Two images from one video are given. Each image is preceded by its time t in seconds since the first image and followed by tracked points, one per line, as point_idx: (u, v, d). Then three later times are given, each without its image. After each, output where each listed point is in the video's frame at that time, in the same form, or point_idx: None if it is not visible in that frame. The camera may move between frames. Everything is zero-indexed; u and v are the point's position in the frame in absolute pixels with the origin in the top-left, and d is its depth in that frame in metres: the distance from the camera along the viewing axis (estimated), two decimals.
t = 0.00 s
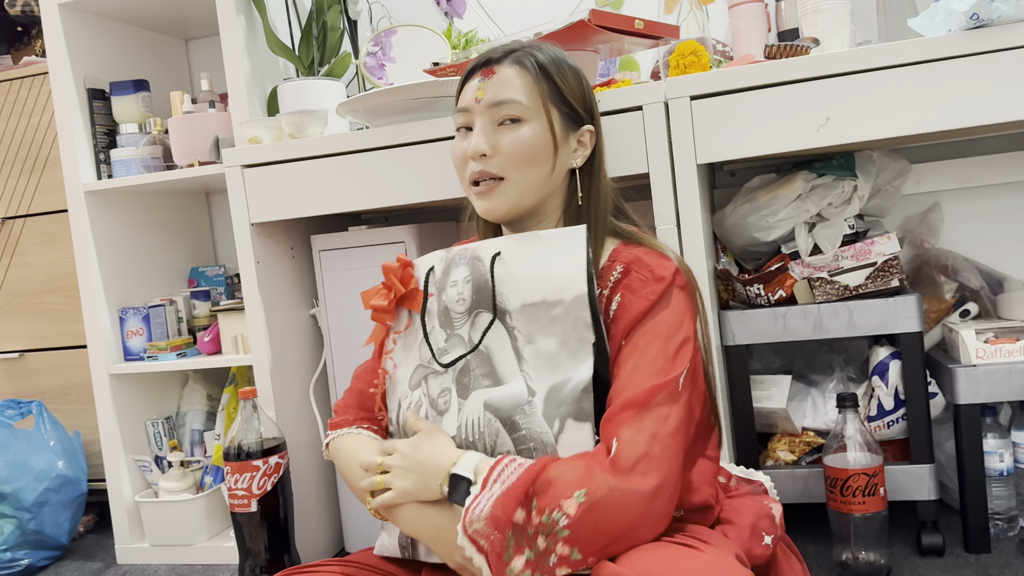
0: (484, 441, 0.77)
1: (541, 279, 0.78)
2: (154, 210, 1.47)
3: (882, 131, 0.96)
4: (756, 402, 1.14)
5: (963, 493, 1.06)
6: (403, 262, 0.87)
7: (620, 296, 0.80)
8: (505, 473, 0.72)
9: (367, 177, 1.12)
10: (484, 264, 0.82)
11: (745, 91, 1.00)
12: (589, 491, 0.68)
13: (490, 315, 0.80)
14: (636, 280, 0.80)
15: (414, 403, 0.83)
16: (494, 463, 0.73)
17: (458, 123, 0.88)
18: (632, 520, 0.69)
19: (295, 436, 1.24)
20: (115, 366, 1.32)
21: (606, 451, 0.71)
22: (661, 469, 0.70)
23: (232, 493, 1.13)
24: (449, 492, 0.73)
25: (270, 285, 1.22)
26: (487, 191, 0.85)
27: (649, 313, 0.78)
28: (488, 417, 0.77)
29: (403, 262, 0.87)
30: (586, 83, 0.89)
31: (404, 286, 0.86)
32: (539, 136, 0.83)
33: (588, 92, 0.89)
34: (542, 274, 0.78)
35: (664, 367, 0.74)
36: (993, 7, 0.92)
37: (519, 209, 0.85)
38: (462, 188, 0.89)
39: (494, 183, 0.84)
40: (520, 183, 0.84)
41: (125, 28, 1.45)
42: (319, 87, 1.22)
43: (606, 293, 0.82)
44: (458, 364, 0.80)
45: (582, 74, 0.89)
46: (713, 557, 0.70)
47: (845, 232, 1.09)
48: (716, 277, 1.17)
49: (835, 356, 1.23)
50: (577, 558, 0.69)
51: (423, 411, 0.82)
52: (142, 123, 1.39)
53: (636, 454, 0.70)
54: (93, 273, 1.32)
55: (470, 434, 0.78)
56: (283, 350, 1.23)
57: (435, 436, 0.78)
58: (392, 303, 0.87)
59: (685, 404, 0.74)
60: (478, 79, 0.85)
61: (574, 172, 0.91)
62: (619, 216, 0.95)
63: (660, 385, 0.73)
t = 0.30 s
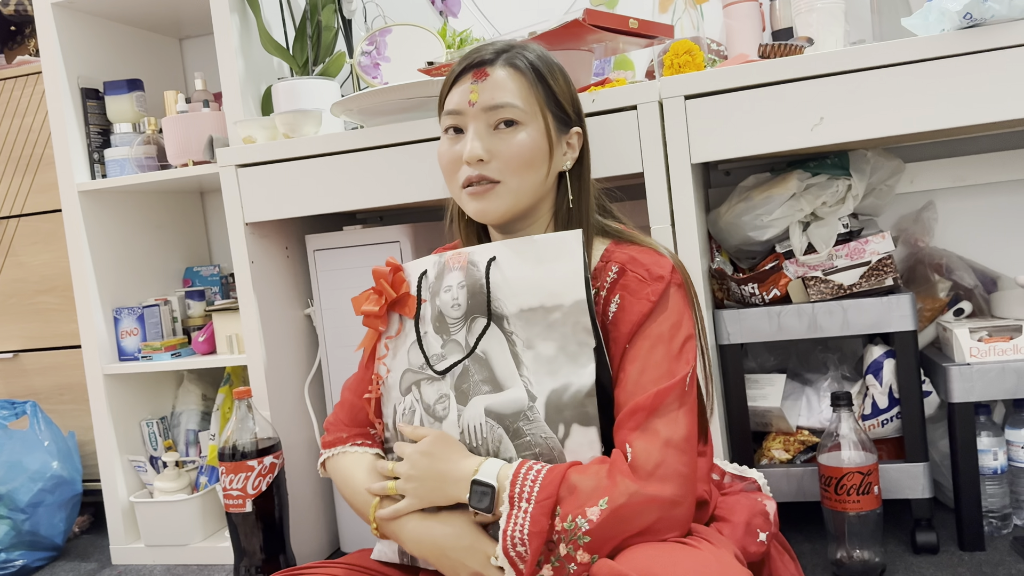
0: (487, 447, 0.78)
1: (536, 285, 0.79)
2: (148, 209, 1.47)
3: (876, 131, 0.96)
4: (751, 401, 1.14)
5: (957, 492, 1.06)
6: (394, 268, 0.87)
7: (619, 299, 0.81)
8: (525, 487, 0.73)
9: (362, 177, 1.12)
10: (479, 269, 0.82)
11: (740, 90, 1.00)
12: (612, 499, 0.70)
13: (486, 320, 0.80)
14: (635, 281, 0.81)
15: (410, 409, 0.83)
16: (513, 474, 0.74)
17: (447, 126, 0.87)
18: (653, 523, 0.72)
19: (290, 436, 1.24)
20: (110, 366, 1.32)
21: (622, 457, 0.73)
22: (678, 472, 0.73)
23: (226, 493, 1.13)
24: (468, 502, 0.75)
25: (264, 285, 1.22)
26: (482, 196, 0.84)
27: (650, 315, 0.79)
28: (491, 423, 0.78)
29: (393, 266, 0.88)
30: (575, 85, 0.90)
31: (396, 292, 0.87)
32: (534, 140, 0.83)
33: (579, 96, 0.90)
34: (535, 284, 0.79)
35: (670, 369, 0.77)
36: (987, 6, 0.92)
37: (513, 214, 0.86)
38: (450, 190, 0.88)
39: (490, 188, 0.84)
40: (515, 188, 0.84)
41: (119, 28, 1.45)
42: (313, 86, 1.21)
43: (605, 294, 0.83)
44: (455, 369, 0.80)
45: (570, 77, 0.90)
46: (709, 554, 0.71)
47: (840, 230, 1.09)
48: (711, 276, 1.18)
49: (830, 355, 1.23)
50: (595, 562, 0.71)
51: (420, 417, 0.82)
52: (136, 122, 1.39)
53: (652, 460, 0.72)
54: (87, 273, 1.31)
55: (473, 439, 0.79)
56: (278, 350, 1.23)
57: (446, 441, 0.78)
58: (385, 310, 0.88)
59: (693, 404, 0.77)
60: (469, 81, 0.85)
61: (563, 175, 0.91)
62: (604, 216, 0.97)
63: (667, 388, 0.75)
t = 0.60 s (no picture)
0: (483, 445, 0.78)
1: (530, 285, 0.79)
2: (141, 208, 1.46)
3: (868, 130, 0.96)
4: (744, 400, 1.14)
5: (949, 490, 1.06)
6: (391, 269, 0.87)
7: (612, 300, 0.81)
8: (516, 484, 0.73)
9: (354, 176, 1.12)
10: (471, 270, 0.82)
11: (733, 89, 1.00)
12: (602, 498, 0.70)
13: (479, 320, 0.80)
14: (627, 282, 0.81)
15: (405, 409, 0.83)
16: (505, 471, 0.74)
17: (437, 133, 0.87)
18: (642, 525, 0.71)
19: (283, 435, 1.24)
20: (102, 365, 1.31)
21: (612, 458, 0.73)
22: (668, 475, 0.73)
23: (219, 493, 1.12)
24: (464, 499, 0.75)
25: (257, 283, 1.21)
26: (477, 204, 0.85)
27: (643, 316, 0.79)
28: (485, 423, 0.78)
29: (388, 266, 0.87)
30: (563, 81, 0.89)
31: (391, 292, 0.86)
32: (525, 143, 0.83)
33: (566, 91, 0.90)
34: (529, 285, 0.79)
35: (662, 372, 0.77)
36: (979, 5, 0.92)
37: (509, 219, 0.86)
38: (444, 198, 0.88)
39: (485, 196, 0.84)
40: (509, 195, 0.84)
41: (111, 25, 1.44)
42: (306, 84, 1.21)
43: (597, 296, 0.83)
44: (448, 370, 0.80)
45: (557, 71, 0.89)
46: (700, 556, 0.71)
47: (832, 229, 1.10)
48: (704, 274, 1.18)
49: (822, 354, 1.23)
50: (584, 562, 0.71)
51: (415, 416, 0.82)
52: (128, 120, 1.39)
53: (642, 462, 0.72)
54: (80, 271, 1.31)
55: (470, 439, 0.79)
56: (271, 349, 1.23)
57: (444, 437, 0.78)
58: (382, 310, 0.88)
59: (684, 406, 0.76)
60: (456, 87, 0.84)
61: (556, 174, 0.91)
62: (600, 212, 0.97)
63: (658, 390, 0.75)
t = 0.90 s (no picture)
0: (483, 435, 0.78)
1: (532, 280, 0.79)
2: (133, 201, 1.45)
3: (864, 124, 0.96)
4: (739, 394, 1.14)
5: (943, 486, 1.06)
6: (394, 257, 0.86)
7: (615, 293, 0.81)
8: (518, 473, 0.72)
9: (348, 169, 1.11)
10: (477, 260, 0.82)
11: (729, 83, 0.99)
12: (602, 488, 0.70)
13: (483, 311, 0.80)
14: (631, 275, 0.80)
15: (404, 399, 0.82)
16: (506, 462, 0.73)
17: (435, 135, 0.86)
18: (642, 517, 0.71)
19: (276, 430, 1.23)
20: (94, 360, 1.30)
21: (614, 450, 0.73)
22: (668, 468, 0.72)
23: (211, 488, 1.12)
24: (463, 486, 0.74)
25: (250, 277, 1.21)
26: (481, 205, 0.84)
27: (646, 309, 0.79)
28: (487, 412, 0.78)
29: (393, 256, 0.87)
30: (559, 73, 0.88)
31: (393, 281, 0.86)
32: (525, 139, 0.83)
33: (562, 81, 0.89)
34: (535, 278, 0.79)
35: (664, 365, 0.76)
36: None
37: (514, 217, 0.86)
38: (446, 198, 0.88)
39: (488, 197, 0.84)
40: (512, 194, 0.84)
41: (103, 18, 1.43)
42: (299, 77, 1.20)
43: (601, 289, 0.82)
44: (451, 360, 0.80)
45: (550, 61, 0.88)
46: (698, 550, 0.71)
47: (828, 224, 1.09)
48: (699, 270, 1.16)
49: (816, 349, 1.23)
50: (583, 553, 0.71)
51: (415, 406, 0.81)
52: (120, 113, 1.38)
53: (643, 454, 0.72)
54: (71, 265, 1.30)
55: (470, 429, 0.78)
56: (264, 343, 1.22)
57: (443, 426, 0.78)
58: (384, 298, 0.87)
59: (686, 400, 0.76)
60: (452, 87, 0.83)
61: (557, 165, 0.91)
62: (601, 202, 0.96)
63: (661, 383, 0.75)
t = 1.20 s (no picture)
0: (480, 428, 0.78)
1: (536, 272, 0.78)
2: (127, 193, 1.45)
3: (864, 118, 0.95)
4: (736, 389, 1.13)
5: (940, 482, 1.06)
6: (394, 246, 0.85)
7: (616, 287, 0.80)
8: (516, 470, 0.72)
9: (344, 161, 1.10)
10: (477, 252, 0.81)
11: (728, 76, 0.98)
12: (602, 484, 0.70)
13: (483, 302, 0.79)
14: (632, 269, 0.80)
15: (399, 391, 0.81)
16: (505, 459, 0.73)
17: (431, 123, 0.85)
18: (641, 512, 0.71)
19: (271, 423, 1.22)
20: (88, 352, 1.30)
21: (613, 445, 0.73)
22: (668, 463, 0.72)
23: (205, 480, 1.11)
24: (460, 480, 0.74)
25: (245, 269, 1.20)
26: (473, 194, 0.84)
27: (647, 303, 0.78)
28: (485, 404, 0.77)
29: (391, 245, 0.85)
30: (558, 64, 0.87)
31: (392, 270, 0.84)
32: (519, 130, 0.82)
33: (561, 72, 0.88)
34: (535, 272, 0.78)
35: (665, 359, 0.76)
36: None
37: (507, 208, 0.85)
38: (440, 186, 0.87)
39: (479, 186, 0.83)
40: (505, 184, 0.83)
41: (98, 8, 1.42)
42: (296, 68, 1.19)
43: (602, 283, 0.82)
44: (450, 351, 0.79)
45: (551, 51, 0.87)
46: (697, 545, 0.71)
47: (826, 219, 1.09)
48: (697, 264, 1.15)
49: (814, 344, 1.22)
50: (581, 549, 0.70)
51: (411, 400, 0.81)
52: (115, 104, 1.37)
53: (643, 449, 0.72)
54: (66, 257, 1.29)
55: (467, 421, 0.78)
56: (259, 335, 1.22)
57: (440, 420, 0.77)
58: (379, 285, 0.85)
59: (686, 395, 0.76)
60: (448, 75, 0.83)
61: (556, 159, 0.90)
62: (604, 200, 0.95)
63: (661, 377, 0.74)
